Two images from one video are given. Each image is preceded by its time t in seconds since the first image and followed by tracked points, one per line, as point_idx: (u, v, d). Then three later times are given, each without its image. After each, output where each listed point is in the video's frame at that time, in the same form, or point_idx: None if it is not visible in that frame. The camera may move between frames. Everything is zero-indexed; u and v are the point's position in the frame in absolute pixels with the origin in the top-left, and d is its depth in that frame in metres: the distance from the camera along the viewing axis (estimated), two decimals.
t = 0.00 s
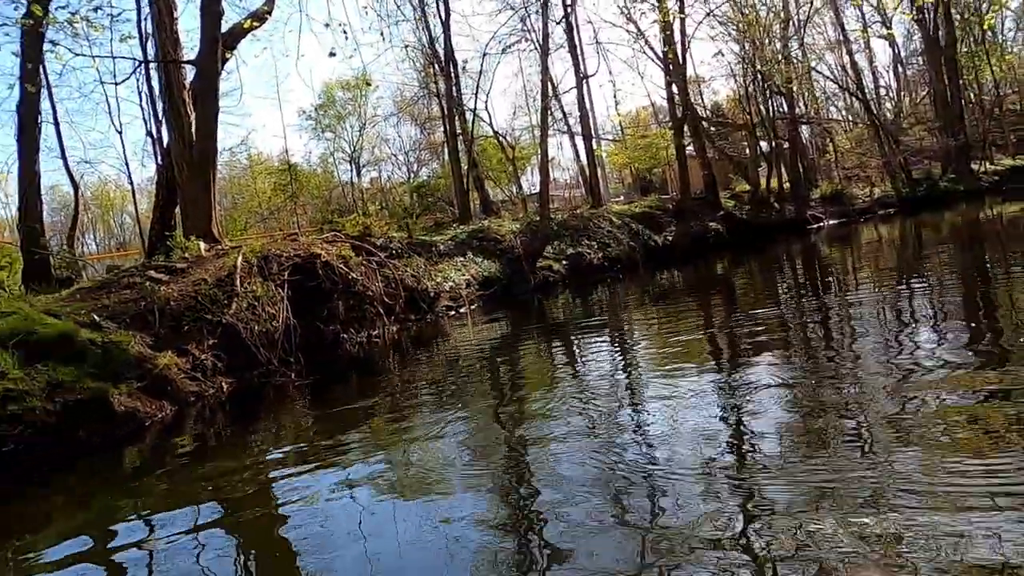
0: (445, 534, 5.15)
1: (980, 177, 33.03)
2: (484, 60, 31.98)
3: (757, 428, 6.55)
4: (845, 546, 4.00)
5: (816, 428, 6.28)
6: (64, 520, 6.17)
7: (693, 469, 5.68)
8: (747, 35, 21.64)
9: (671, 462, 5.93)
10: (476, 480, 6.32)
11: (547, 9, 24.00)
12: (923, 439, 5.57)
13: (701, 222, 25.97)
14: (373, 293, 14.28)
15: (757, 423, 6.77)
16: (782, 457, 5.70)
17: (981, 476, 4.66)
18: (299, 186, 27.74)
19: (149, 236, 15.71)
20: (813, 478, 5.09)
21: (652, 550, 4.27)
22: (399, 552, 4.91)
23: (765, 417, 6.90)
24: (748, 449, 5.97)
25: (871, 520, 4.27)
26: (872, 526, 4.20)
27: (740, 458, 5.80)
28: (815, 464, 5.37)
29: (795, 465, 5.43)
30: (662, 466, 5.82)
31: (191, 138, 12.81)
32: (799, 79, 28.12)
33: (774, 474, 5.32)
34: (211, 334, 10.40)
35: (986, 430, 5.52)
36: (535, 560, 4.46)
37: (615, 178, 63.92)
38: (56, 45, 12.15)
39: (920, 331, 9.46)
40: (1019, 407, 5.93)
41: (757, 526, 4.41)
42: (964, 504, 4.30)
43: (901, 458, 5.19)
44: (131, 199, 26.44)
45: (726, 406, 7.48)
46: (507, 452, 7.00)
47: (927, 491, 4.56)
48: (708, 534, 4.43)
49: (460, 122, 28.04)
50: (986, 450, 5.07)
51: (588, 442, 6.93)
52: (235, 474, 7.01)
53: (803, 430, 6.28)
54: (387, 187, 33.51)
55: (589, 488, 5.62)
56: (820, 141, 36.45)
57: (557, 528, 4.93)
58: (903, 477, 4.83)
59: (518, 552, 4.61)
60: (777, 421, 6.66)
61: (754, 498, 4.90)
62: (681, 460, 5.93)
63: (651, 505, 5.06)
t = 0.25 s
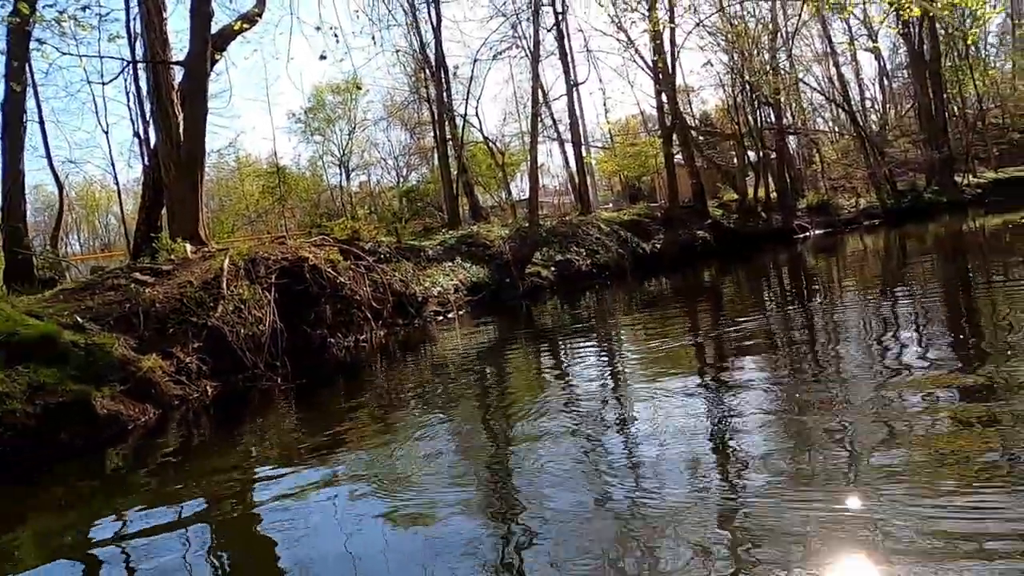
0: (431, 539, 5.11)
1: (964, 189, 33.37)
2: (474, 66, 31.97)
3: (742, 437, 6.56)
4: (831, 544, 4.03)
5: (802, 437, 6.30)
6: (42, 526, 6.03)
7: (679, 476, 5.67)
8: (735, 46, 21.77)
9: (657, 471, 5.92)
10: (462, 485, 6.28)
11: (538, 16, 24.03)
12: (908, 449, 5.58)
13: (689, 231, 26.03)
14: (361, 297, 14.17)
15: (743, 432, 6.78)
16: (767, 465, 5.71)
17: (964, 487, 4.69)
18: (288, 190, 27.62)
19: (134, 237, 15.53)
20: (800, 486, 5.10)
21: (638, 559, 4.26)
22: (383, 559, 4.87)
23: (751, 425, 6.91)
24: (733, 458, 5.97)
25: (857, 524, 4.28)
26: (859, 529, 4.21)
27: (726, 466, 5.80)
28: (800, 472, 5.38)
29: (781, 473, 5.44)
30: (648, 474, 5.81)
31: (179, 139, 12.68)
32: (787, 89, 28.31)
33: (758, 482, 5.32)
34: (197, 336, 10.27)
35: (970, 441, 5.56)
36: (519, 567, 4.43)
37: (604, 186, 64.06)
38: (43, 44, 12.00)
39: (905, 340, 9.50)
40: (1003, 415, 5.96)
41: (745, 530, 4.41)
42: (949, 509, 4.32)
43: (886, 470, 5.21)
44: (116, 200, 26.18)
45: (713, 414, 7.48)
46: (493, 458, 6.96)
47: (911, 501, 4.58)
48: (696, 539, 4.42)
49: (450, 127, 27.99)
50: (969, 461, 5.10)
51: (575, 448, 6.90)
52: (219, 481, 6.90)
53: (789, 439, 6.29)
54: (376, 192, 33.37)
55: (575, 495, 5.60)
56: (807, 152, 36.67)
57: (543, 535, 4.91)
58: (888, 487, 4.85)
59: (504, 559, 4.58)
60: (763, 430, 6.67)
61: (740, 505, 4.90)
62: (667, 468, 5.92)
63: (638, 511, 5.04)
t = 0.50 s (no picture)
0: (401, 549, 4.96)
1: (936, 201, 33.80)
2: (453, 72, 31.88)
3: (719, 444, 6.47)
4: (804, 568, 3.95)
5: (779, 443, 6.22)
6: None
7: (657, 484, 5.56)
8: (713, 56, 21.85)
9: (633, 478, 5.80)
10: (434, 493, 6.12)
11: (519, 23, 23.98)
12: (881, 455, 5.55)
13: (666, 239, 26.11)
14: (338, 301, 13.97)
15: (719, 438, 6.68)
16: (745, 472, 5.61)
17: (935, 493, 4.66)
18: (263, 193, 27.27)
19: (104, 239, 15.20)
20: (778, 493, 5.02)
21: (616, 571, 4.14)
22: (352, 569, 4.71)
23: (728, 431, 6.82)
24: (710, 464, 5.87)
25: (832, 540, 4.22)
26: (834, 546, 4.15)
27: (704, 472, 5.70)
28: (779, 480, 5.30)
29: (760, 480, 5.35)
30: (625, 481, 5.69)
31: (151, 140, 12.42)
32: (764, 100, 28.52)
33: (736, 490, 5.22)
34: (167, 340, 10.04)
35: (941, 446, 5.54)
36: None
37: (582, 193, 64.15)
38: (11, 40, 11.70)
39: (879, 349, 9.50)
40: (978, 425, 5.94)
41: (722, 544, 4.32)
42: (922, 521, 4.29)
43: (857, 474, 5.17)
44: (87, 202, 25.64)
45: (690, 420, 7.39)
46: (467, 465, 6.82)
47: (884, 508, 4.54)
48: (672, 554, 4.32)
49: (429, 133, 27.83)
50: (939, 468, 5.09)
51: (550, 455, 6.78)
52: (186, 488, 6.70)
53: (767, 446, 6.21)
54: (353, 196, 33.09)
55: (550, 503, 5.47)
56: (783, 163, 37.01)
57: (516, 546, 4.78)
58: (860, 494, 4.83)
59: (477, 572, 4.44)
60: (740, 436, 6.58)
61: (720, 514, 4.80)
62: (645, 476, 5.81)
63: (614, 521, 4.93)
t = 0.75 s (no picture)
0: (375, 564, 4.89)
1: (905, 210, 34.34)
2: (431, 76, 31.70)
3: (695, 451, 6.45)
4: None
5: (754, 453, 6.22)
6: None
7: (634, 496, 5.54)
8: (690, 66, 21.98)
9: (609, 489, 5.77)
10: (409, 503, 6.05)
11: (498, 29, 23.90)
12: (851, 468, 5.59)
13: (642, 246, 26.20)
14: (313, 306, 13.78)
15: (695, 446, 6.67)
16: (721, 484, 5.60)
17: (903, 512, 4.72)
18: (237, 195, 26.96)
19: (73, 240, 14.87)
20: (753, 510, 5.03)
21: None
22: None
23: (704, 439, 6.81)
24: (686, 476, 5.85)
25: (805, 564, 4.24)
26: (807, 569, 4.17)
27: (681, 484, 5.69)
28: (756, 494, 5.30)
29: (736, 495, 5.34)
30: (601, 493, 5.66)
31: (122, 139, 12.15)
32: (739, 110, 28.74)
33: (713, 506, 5.21)
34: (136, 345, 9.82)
35: (909, 460, 5.61)
36: None
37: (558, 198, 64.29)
38: None
39: (851, 358, 9.59)
40: (948, 436, 6.00)
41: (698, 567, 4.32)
42: (891, 543, 4.34)
43: (827, 490, 5.21)
44: (55, 202, 25.10)
45: (666, 427, 7.37)
46: (442, 473, 6.75)
47: (855, 527, 4.58)
48: None
49: (406, 137, 27.65)
50: (906, 484, 5.15)
51: (525, 462, 6.74)
52: (154, 499, 6.55)
53: (743, 455, 6.21)
54: (329, 200, 32.78)
55: (526, 516, 5.44)
56: (757, 172, 37.35)
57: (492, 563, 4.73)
58: (833, 511, 4.84)
59: None
60: (716, 444, 6.57)
61: (697, 533, 4.80)
62: (622, 486, 5.79)
63: (592, 537, 4.90)
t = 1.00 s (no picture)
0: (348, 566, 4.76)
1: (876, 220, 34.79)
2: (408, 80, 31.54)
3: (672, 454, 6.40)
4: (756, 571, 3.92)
5: (731, 455, 6.18)
6: None
7: (610, 497, 5.47)
8: (665, 74, 22.13)
9: (585, 490, 5.69)
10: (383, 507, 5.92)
11: (476, 34, 23.84)
12: (828, 469, 5.56)
13: (619, 252, 26.24)
14: (289, 310, 13.57)
15: (671, 451, 6.62)
16: (697, 480, 5.53)
17: (876, 503, 4.69)
18: (211, 199, 26.61)
19: (40, 243, 14.52)
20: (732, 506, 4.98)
21: None
22: None
23: (681, 443, 6.76)
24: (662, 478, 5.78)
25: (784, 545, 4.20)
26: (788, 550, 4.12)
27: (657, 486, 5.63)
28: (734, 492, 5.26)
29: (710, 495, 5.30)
30: (577, 493, 5.58)
31: (93, 140, 11.88)
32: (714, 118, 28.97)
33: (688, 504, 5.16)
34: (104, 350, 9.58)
35: (880, 459, 5.60)
36: None
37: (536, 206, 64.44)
38: None
39: (823, 363, 9.63)
40: (918, 438, 6.01)
41: (674, 552, 4.26)
42: (865, 527, 4.31)
43: (801, 484, 5.17)
44: (22, 205, 24.56)
45: (643, 431, 7.31)
46: (416, 478, 6.63)
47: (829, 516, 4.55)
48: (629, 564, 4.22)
49: (382, 142, 27.46)
50: (878, 479, 5.13)
51: (502, 466, 6.65)
52: (121, 508, 6.35)
53: (719, 458, 6.17)
54: (304, 204, 32.45)
55: (501, 517, 5.34)
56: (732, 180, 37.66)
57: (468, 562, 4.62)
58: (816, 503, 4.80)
59: None
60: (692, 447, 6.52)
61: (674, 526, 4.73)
62: (599, 487, 5.72)
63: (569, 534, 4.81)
